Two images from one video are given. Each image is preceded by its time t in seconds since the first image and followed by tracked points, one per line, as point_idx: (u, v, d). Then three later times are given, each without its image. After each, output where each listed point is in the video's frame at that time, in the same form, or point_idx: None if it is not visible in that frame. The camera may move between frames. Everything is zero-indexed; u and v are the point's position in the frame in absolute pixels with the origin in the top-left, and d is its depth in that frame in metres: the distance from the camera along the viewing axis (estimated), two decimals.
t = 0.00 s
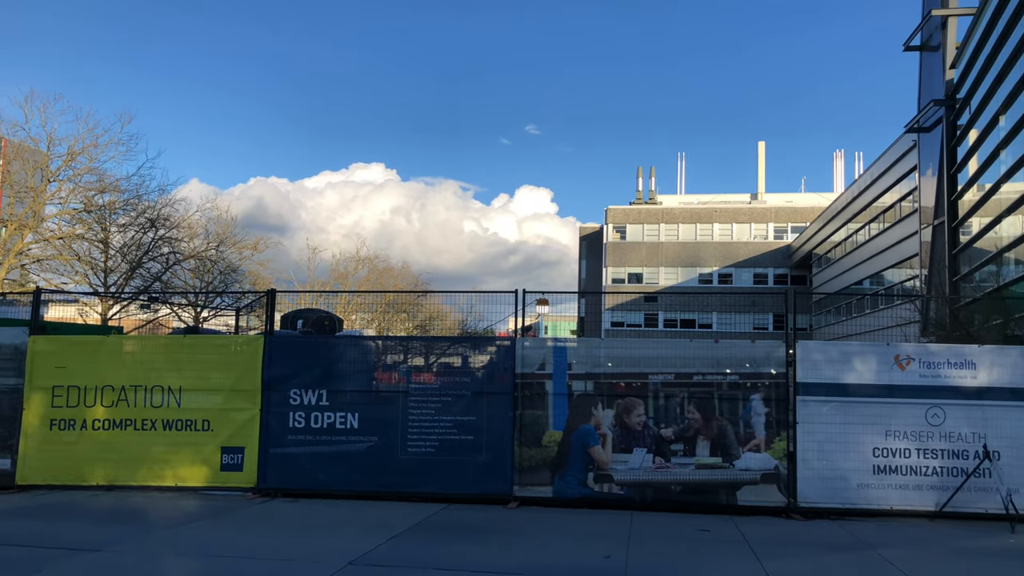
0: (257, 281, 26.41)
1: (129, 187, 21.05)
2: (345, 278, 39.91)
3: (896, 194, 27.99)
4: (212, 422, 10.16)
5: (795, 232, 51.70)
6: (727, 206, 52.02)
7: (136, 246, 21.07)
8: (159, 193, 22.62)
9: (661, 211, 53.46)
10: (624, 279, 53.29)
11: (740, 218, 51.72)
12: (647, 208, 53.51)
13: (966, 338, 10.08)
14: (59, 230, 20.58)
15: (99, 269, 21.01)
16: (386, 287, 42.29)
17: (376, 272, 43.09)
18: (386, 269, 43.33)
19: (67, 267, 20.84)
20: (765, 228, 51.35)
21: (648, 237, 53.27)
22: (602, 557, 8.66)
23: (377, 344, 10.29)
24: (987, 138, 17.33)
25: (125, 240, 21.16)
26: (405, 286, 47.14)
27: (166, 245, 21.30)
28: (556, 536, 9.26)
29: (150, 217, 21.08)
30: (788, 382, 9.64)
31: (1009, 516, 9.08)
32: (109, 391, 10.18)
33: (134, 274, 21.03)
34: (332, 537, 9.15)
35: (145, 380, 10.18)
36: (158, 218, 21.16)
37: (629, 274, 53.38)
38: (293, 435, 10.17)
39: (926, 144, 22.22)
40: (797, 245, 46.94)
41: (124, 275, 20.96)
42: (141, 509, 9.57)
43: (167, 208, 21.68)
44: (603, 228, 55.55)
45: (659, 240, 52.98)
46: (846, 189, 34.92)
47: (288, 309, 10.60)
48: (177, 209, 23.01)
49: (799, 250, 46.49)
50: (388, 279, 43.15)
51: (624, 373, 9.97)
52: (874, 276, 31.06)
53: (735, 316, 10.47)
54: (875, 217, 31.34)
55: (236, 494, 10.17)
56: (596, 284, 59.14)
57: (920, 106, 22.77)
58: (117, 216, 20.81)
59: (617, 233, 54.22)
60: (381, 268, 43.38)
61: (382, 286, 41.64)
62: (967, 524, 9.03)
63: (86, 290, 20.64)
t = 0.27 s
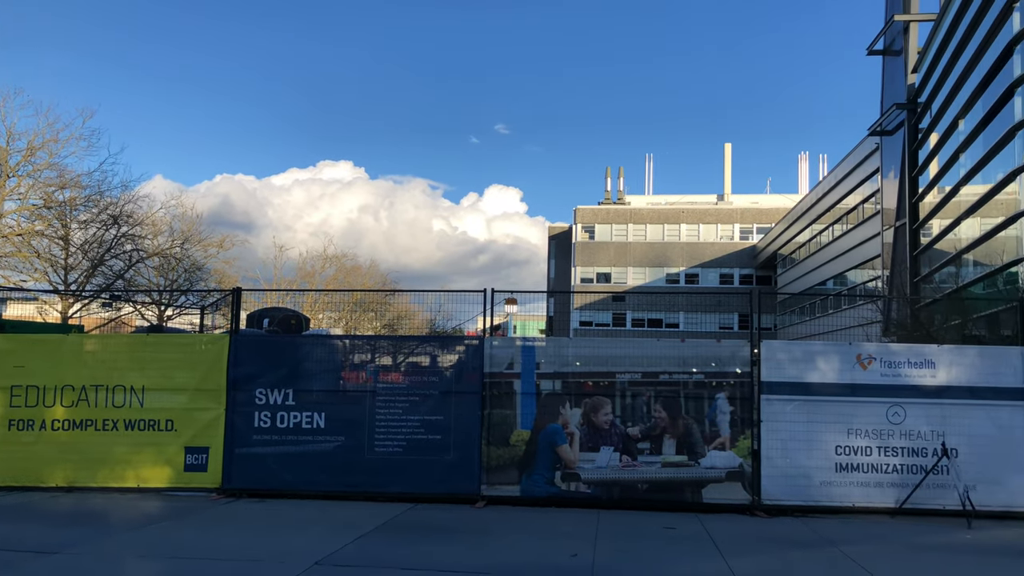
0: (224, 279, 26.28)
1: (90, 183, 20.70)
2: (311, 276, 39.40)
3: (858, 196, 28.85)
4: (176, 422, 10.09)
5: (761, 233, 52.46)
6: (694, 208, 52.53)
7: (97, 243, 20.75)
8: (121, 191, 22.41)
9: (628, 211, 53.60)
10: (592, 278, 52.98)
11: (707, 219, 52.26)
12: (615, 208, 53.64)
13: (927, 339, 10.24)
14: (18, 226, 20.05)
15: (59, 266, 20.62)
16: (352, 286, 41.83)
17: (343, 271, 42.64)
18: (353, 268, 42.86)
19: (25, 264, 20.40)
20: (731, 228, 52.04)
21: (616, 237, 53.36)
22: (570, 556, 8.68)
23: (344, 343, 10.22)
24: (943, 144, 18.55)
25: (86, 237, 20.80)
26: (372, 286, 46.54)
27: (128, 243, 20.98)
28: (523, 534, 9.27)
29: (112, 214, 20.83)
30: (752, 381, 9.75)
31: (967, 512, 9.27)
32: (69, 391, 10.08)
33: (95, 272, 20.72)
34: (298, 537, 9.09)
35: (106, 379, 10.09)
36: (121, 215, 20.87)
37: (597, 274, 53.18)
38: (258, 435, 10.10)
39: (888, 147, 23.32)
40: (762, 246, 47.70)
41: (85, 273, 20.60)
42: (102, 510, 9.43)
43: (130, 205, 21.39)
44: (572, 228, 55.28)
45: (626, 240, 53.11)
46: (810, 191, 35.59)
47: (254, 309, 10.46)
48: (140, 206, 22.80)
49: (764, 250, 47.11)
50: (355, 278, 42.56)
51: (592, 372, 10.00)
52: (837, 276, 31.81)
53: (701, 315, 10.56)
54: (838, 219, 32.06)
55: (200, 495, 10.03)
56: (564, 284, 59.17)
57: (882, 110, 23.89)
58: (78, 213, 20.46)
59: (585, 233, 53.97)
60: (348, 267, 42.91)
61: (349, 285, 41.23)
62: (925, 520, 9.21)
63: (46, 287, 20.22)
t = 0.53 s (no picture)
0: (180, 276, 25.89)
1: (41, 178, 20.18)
2: (270, 274, 38.75)
3: (812, 201, 29.69)
4: (129, 422, 9.95)
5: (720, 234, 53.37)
6: (655, 208, 52.95)
7: (49, 240, 20.25)
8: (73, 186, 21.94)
9: (590, 211, 53.73)
10: (553, 278, 53.02)
11: (667, 219, 52.76)
12: (578, 208, 53.67)
13: (879, 338, 10.47)
14: None
15: (9, 262, 20.12)
16: (313, 285, 41.38)
17: (302, 270, 41.84)
18: (313, 266, 42.25)
19: None
20: (690, 229, 52.77)
21: (577, 237, 53.47)
22: (529, 554, 8.70)
23: (303, 342, 10.15)
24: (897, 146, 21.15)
25: (36, 233, 20.29)
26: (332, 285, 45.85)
27: (81, 239, 20.51)
28: (484, 533, 9.27)
29: (64, 210, 20.24)
30: (710, 380, 9.87)
31: (916, 508, 9.49)
32: (18, 390, 9.93)
33: (46, 268, 20.21)
34: (256, 538, 8.98)
35: (58, 378, 9.95)
36: (73, 211, 20.28)
37: (558, 273, 53.25)
38: (215, 435, 9.99)
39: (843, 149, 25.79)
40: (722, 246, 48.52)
41: (35, 269, 20.10)
42: (52, 513, 9.23)
43: (83, 201, 20.88)
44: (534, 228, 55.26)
45: (588, 240, 53.28)
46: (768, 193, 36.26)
47: (212, 307, 10.41)
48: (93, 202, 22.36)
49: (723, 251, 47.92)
50: (315, 276, 41.88)
51: (553, 371, 10.03)
52: (793, 277, 32.54)
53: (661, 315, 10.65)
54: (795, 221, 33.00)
55: (155, 497, 9.86)
56: (527, 283, 59.35)
57: (838, 119, 26.65)
58: (28, 208, 19.97)
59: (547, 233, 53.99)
60: (308, 265, 42.27)
61: (309, 283, 40.66)
62: (877, 516, 9.40)
63: None
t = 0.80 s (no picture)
0: (141, 275, 25.54)
1: None
2: (233, 272, 38.20)
3: (778, 201, 30.62)
4: (89, 422, 9.79)
5: (685, 234, 54.20)
6: (622, 208, 53.24)
7: (5, 236, 19.82)
8: (29, 181, 21.52)
9: (557, 211, 53.76)
10: (521, 277, 52.64)
11: (634, 219, 53.12)
12: (544, 208, 53.61)
13: (840, 338, 10.64)
14: None
15: None
16: (277, 283, 40.87)
17: (267, 268, 41.28)
18: (278, 264, 41.75)
19: None
20: (657, 230, 53.35)
21: (545, 236, 53.41)
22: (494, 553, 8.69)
23: (267, 341, 10.06)
24: (860, 151, 23.03)
25: None
26: (297, 284, 45.19)
27: (38, 235, 20.03)
28: (449, 532, 9.25)
29: (21, 205, 19.81)
30: (675, 379, 9.97)
31: (875, 504, 9.66)
32: None
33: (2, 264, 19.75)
34: (218, 539, 8.87)
35: (15, 378, 9.77)
36: (29, 207, 19.83)
37: (526, 273, 52.91)
38: (177, 435, 9.85)
39: (807, 152, 27.42)
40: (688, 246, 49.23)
41: None
42: (8, 515, 9.04)
43: (40, 197, 20.51)
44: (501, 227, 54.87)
45: (555, 240, 53.28)
46: (733, 194, 36.83)
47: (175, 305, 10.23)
48: (51, 198, 21.98)
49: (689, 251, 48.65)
50: (280, 275, 41.38)
51: (520, 370, 10.04)
52: (757, 277, 33.13)
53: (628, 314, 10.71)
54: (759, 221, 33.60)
55: (115, 498, 9.69)
56: (494, 282, 59.25)
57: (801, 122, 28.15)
58: None
59: (515, 232, 53.67)
60: (273, 263, 41.73)
61: (274, 281, 40.16)
62: (836, 513, 9.56)
63: None
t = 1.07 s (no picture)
0: (94, 273, 25.11)
1: None
2: (192, 269, 37.54)
3: (738, 202, 31.39)
4: (40, 422, 9.58)
5: (647, 234, 54.90)
6: (584, 208, 53.34)
7: None
8: None
9: (519, 210, 53.69)
10: (484, 276, 52.48)
11: (596, 220, 53.36)
12: (506, 207, 53.36)
13: (797, 338, 10.82)
14: None
15: None
16: (237, 282, 40.24)
17: (226, 266, 40.64)
18: (238, 262, 41.12)
19: None
20: (618, 230, 53.63)
21: (507, 236, 53.27)
22: (455, 552, 8.68)
23: (226, 340, 9.93)
24: (816, 154, 24.40)
25: None
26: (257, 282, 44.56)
27: None
28: (410, 532, 9.21)
29: None
30: (635, 378, 10.05)
31: (829, 501, 9.85)
32: None
33: None
34: (174, 541, 8.72)
35: None
36: None
37: (488, 272, 52.80)
38: (132, 436, 9.68)
39: (765, 154, 28.62)
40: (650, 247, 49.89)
41: None
42: None
43: None
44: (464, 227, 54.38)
45: (518, 239, 53.16)
46: (694, 195, 37.43)
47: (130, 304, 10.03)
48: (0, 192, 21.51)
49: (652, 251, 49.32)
50: (239, 273, 40.78)
51: (481, 370, 10.03)
52: (716, 278, 33.70)
53: (589, 313, 10.77)
54: (719, 222, 34.14)
55: (66, 500, 9.47)
56: (457, 282, 59.01)
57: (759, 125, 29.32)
58: None
59: (477, 232, 53.36)
60: (232, 261, 41.09)
61: (233, 279, 39.53)
62: (792, 510, 9.72)
63: None
